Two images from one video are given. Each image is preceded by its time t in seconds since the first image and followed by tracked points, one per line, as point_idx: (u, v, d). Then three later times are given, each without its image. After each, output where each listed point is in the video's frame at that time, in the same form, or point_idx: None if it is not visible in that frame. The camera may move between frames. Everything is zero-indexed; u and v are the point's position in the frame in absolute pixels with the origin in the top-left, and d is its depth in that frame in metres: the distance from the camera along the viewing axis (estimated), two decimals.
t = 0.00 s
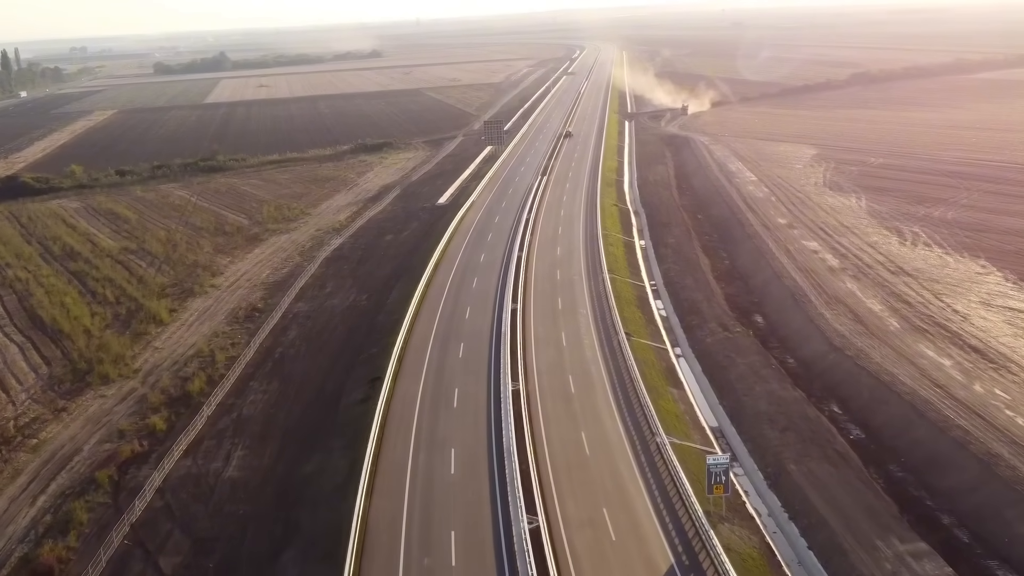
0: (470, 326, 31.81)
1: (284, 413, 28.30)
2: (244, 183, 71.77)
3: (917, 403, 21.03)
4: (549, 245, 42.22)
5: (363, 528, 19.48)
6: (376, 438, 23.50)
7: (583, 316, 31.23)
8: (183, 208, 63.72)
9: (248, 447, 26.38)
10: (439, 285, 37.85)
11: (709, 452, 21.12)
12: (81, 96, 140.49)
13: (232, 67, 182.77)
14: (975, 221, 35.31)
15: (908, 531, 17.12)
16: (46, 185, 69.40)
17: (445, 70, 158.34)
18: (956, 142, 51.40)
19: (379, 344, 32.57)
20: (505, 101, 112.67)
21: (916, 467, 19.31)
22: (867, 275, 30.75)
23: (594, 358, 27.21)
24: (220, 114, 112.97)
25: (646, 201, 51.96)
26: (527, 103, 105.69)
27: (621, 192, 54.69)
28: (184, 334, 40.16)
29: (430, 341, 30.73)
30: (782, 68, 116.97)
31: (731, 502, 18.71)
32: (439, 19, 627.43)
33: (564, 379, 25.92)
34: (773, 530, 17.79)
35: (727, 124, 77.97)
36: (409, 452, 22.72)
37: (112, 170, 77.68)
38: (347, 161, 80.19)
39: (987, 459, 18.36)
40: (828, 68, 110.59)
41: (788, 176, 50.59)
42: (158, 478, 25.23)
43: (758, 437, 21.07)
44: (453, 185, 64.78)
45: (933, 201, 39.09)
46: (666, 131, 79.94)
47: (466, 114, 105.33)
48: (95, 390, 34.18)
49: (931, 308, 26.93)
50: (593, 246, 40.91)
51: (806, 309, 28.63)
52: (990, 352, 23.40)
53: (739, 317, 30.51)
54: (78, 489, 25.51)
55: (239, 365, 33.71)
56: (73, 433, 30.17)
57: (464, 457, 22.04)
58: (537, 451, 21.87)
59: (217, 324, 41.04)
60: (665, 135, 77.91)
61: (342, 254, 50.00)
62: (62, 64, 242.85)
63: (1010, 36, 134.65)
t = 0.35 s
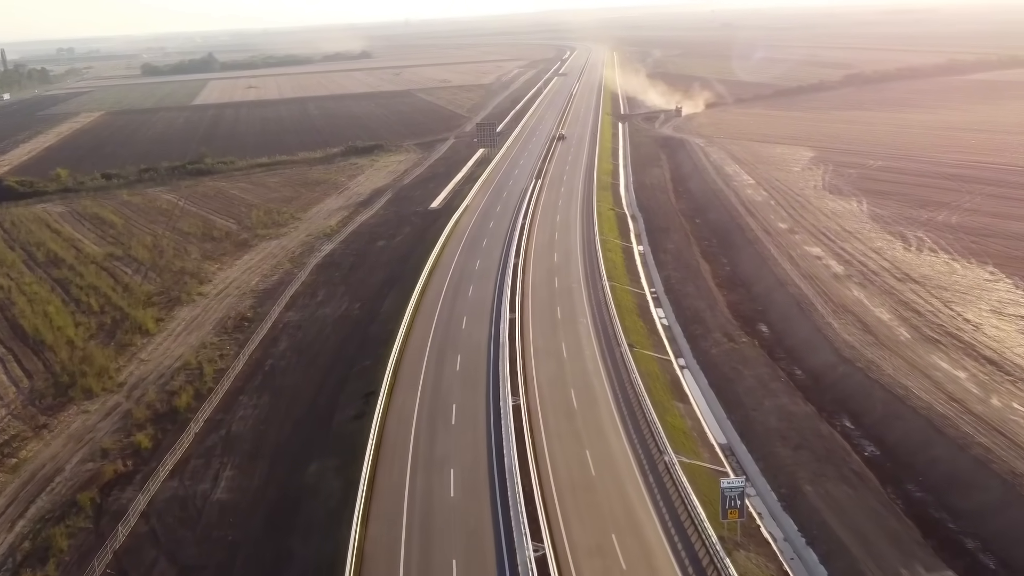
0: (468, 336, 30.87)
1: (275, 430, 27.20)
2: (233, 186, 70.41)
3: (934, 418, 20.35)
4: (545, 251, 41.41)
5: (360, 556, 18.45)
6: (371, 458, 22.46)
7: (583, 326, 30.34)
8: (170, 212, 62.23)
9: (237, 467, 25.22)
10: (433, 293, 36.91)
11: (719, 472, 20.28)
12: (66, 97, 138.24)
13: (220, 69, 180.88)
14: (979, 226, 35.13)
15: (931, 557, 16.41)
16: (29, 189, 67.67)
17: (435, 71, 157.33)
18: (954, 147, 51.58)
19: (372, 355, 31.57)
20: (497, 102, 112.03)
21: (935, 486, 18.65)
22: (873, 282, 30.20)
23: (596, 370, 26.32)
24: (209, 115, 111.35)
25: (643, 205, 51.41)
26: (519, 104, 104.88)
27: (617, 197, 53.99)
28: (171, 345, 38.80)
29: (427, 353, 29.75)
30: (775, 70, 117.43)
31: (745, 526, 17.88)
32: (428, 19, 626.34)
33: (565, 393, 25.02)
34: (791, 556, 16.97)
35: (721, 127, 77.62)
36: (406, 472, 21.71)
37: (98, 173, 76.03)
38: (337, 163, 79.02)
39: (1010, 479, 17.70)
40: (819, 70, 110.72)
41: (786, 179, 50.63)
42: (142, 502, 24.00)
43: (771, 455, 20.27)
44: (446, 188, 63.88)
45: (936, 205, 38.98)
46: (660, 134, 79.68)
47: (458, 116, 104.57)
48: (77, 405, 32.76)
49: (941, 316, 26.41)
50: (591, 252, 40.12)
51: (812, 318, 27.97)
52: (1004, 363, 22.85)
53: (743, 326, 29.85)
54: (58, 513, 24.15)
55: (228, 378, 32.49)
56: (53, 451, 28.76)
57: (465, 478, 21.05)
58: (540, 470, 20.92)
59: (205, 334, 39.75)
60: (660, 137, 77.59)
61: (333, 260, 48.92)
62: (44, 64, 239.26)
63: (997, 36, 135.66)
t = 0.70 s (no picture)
0: (467, 348, 29.95)
1: (267, 448, 26.11)
2: (222, 190, 69.01)
3: (956, 435, 19.61)
4: (544, 258, 40.57)
5: None
6: (369, 480, 21.45)
7: (585, 336, 29.51)
8: (158, 217, 60.80)
9: (228, 489, 24.12)
10: (430, 302, 35.94)
11: (735, 494, 19.39)
12: (50, 99, 135.81)
13: (209, 70, 178.99)
14: (985, 230, 34.74)
15: None
16: (12, 193, 65.91)
17: (425, 72, 156.06)
18: (954, 149, 51.32)
19: (368, 368, 30.55)
20: (489, 103, 111.29)
21: (960, 509, 17.89)
22: (882, 290, 29.56)
23: (601, 384, 25.42)
24: (197, 117, 109.67)
25: (640, 209, 50.75)
26: (512, 106, 103.99)
27: (614, 201, 53.25)
28: (159, 357, 37.46)
29: (424, 366, 28.78)
30: (767, 71, 117.57)
31: (766, 554, 17.02)
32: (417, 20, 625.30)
33: (570, 408, 24.11)
34: None
35: (716, 130, 77.12)
36: (406, 495, 20.75)
37: (84, 177, 74.35)
38: (328, 166, 77.80)
39: None
40: (812, 71, 110.62)
41: (785, 183, 50.24)
42: (128, 528, 22.83)
43: (788, 476, 19.44)
44: (440, 191, 62.94)
45: (939, 209, 38.68)
46: (655, 136, 79.23)
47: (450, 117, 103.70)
48: (60, 422, 31.37)
49: (954, 326, 25.80)
50: (590, 259, 39.28)
51: (821, 328, 27.26)
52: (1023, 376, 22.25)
53: (750, 336, 29.11)
54: (39, 540, 22.94)
55: (217, 393, 31.31)
56: (34, 472, 27.41)
57: (468, 501, 20.08)
58: (548, 493, 20.00)
59: (194, 345, 38.46)
60: (655, 139, 77.11)
61: (326, 266, 47.79)
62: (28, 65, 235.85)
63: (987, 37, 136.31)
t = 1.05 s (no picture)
0: (467, 360, 29.06)
1: (261, 467, 25.09)
2: (212, 194, 67.71)
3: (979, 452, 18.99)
4: (543, 264, 39.78)
5: None
6: (369, 503, 20.50)
7: (589, 347, 28.69)
8: (147, 222, 59.43)
9: (221, 511, 23.07)
10: (427, 311, 35.00)
11: (753, 515, 18.65)
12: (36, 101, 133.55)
13: (198, 71, 177.05)
14: (993, 236, 34.49)
15: None
16: None
17: (416, 73, 154.97)
18: (953, 154, 51.17)
19: (364, 381, 29.54)
20: (482, 104, 110.52)
21: (989, 531, 17.22)
22: (891, 297, 29.01)
23: (608, 399, 24.56)
24: (186, 119, 108.08)
25: (639, 213, 50.12)
26: (505, 107, 103.21)
27: (613, 205, 52.57)
28: (147, 369, 36.17)
29: (424, 379, 27.86)
30: (761, 72, 117.63)
31: None
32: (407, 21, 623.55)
33: (577, 426, 23.20)
34: None
35: (712, 132, 76.76)
36: (409, 519, 19.80)
37: (71, 181, 72.79)
38: (321, 169, 76.67)
39: None
40: (805, 73, 110.70)
41: (786, 186, 49.84)
42: (116, 555, 21.75)
43: (808, 496, 18.74)
44: (435, 195, 62.08)
45: (944, 212, 38.40)
46: (651, 137, 78.73)
47: (443, 119, 102.74)
48: (44, 439, 30.01)
49: (969, 336, 25.30)
50: (591, 266, 38.49)
51: (832, 337, 26.62)
52: None
53: (759, 346, 28.45)
54: (21, 569, 21.80)
55: (209, 408, 30.20)
56: (16, 492, 26.13)
57: (474, 526, 19.18)
58: (558, 517, 19.12)
59: (184, 357, 37.21)
60: (651, 141, 76.61)
61: (320, 273, 46.74)
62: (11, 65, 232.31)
63: (978, 37, 137.12)
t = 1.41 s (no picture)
0: (469, 373, 28.09)
1: (255, 489, 24.00)
2: (201, 198, 66.37)
3: (1007, 471, 18.36)
4: (544, 272, 38.91)
5: None
6: (372, 530, 19.49)
7: (595, 359, 27.80)
8: (136, 228, 58.01)
9: (214, 538, 21.96)
10: (426, 321, 34.05)
11: (774, 540, 17.82)
12: (20, 103, 131.38)
13: (186, 72, 175.18)
14: (1002, 240, 34.49)
15: None
16: None
17: (407, 74, 153.80)
18: (953, 156, 51.01)
19: (362, 396, 28.42)
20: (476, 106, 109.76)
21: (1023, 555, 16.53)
22: (904, 306, 28.71)
23: (618, 416, 23.67)
24: (174, 121, 106.47)
25: (639, 217, 49.48)
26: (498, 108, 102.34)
27: (611, 209, 51.85)
28: (137, 383, 34.50)
29: (425, 393, 26.87)
30: (754, 73, 117.75)
31: None
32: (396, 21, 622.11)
33: (586, 445, 22.31)
34: None
35: (708, 133, 76.36)
36: (414, 547, 18.80)
37: (57, 185, 71.19)
38: (312, 173, 75.48)
39: None
40: (799, 74, 110.71)
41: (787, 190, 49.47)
42: None
43: (832, 520, 18.02)
44: (430, 199, 61.16)
45: (952, 216, 38.40)
46: (647, 139, 78.24)
47: (435, 120, 101.81)
48: (28, 458, 28.32)
49: (987, 346, 24.86)
50: (593, 273, 37.66)
51: (845, 348, 25.99)
52: None
53: (769, 356, 27.75)
54: None
55: (201, 424, 28.96)
56: None
57: (483, 555, 18.20)
58: (571, 545, 18.19)
59: (174, 369, 35.59)
60: (646, 142, 76.11)
61: (313, 281, 45.63)
62: None
63: (968, 38, 138.13)
